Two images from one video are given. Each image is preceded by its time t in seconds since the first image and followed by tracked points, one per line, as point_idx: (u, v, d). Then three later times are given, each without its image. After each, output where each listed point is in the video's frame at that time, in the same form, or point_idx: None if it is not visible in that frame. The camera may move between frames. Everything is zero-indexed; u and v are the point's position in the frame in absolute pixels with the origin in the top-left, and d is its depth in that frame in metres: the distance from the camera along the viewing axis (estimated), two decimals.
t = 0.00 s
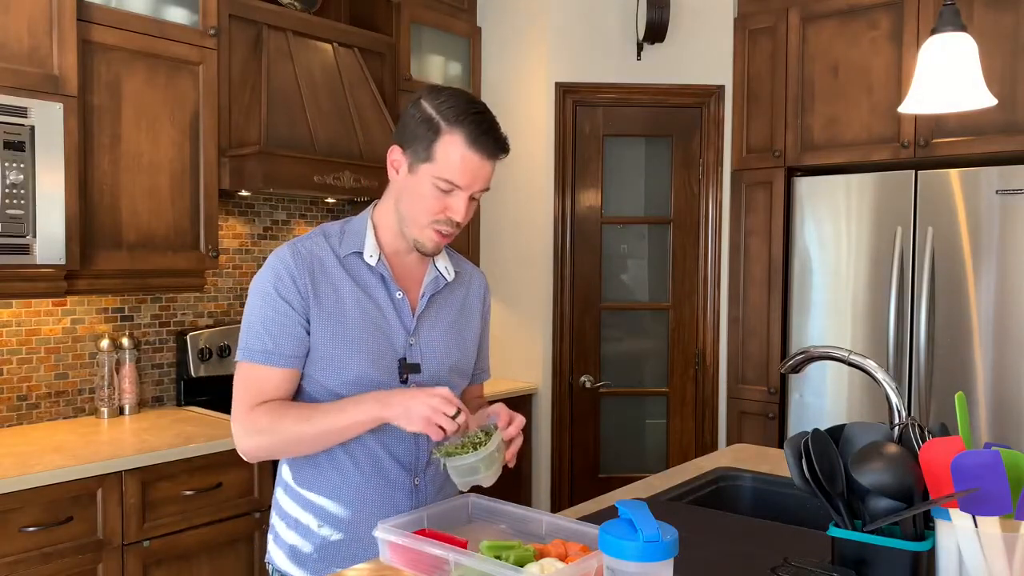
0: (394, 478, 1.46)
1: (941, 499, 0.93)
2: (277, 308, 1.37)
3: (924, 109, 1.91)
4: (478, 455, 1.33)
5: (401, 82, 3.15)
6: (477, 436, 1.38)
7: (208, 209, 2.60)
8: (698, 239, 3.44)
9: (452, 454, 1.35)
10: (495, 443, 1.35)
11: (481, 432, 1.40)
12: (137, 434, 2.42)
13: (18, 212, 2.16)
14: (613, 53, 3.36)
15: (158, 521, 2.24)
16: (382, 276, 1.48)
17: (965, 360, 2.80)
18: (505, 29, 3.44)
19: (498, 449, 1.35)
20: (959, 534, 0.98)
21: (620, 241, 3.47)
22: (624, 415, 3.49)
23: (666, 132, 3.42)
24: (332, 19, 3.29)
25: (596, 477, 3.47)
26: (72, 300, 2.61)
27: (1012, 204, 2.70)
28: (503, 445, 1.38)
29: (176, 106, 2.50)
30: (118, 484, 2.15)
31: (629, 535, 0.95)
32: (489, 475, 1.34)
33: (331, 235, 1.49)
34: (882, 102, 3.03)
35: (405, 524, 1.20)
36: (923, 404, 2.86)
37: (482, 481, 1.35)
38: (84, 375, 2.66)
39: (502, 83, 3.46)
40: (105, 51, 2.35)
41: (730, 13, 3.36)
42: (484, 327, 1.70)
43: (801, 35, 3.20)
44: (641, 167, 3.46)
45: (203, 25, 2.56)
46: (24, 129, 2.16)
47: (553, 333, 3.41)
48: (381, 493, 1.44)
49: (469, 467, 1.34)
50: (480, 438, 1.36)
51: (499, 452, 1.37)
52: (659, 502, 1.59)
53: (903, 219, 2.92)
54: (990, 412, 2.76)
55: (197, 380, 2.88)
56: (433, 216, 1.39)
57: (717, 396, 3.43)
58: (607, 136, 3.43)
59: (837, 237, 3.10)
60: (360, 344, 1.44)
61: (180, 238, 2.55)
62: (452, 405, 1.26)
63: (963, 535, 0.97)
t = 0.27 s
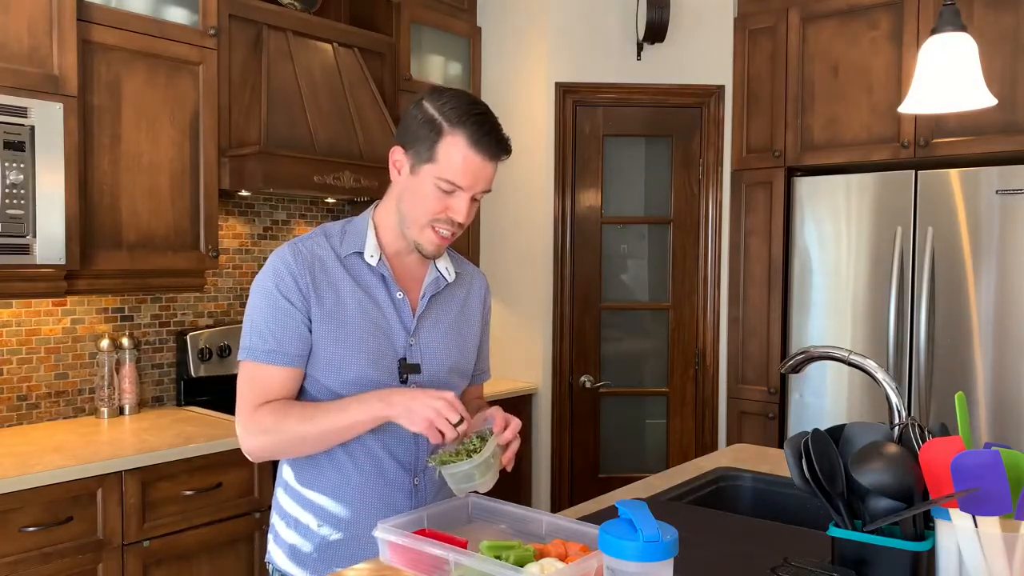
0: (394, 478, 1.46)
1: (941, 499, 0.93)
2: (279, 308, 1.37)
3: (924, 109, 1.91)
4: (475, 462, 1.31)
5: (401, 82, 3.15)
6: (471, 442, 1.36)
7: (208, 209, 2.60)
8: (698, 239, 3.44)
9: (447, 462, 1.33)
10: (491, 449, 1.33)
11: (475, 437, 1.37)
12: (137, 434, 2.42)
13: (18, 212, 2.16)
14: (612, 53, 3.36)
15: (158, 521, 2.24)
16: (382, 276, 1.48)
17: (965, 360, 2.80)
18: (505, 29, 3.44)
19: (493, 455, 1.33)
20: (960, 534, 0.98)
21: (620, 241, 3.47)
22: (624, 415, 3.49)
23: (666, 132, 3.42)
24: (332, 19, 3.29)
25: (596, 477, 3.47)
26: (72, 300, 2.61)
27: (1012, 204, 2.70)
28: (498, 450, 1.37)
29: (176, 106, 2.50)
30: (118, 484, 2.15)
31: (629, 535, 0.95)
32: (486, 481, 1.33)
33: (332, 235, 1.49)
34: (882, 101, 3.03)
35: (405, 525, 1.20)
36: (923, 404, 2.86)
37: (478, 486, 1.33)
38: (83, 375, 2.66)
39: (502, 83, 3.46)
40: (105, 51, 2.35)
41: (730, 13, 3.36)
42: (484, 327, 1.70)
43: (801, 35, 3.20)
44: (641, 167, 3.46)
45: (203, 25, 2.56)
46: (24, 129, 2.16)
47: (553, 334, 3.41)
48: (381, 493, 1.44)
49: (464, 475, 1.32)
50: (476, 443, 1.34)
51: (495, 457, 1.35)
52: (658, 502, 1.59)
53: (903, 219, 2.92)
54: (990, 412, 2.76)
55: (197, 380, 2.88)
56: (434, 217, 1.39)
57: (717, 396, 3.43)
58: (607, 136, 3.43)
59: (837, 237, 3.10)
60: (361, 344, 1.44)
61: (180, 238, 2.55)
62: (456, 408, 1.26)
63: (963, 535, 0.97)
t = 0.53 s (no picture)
0: (394, 477, 1.46)
1: (941, 499, 0.93)
2: (278, 309, 1.37)
3: (924, 109, 1.91)
4: (472, 461, 1.32)
5: (401, 82, 3.15)
6: (470, 441, 1.37)
7: (208, 209, 2.60)
8: (698, 239, 3.44)
9: (444, 459, 1.35)
10: (490, 449, 1.34)
11: (474, 436, 1.38)
12: (137, 434, 2.42)
13: (18, 212, 2.16)
14: (612, 53, 3.36)
15: (158, 520, 2.24)
16: (382, 276, 1.48)
17: (965, 359, 2.80)
18: (505, 29, 3.44)
19: (491, 454, 1.34)
20: (960, 534, 0.98)
21: (620, 241, 3.47)
22: (624, 415, 3.49)
23: (666, 132, 3.42)
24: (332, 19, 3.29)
25: (596, 477, 3.47)
26: (72, 300, 2.61)
27: (1012, 204, 2.70)
28: (497, 450, 1.38)
29: (176, 106, 2.50)
30: (118, 484, 2.15)
31: (629, 535, 0.95)
32: (482, 480, 1.34)
33: (332, 235, 1.49)
34: (882, 101, 3.03)
35: (405, 524, 1.20)
36: (923, 404, 2.86)
37: (475, 485, 1.34)
38: (84, 375, 2.66)
39: (502, 83, 3.46)
40: (105, 51, 2.35)
41: (729, 13, 3.36)
42: (484, 327, 1.70)
43: (801, 35, 3.20)
44: (641, 167, 3.46)
45: (203, 25, 2.56)
46: (24, 129, 2.16)
47: (553, 334, 3.41)
48: (381, 492, 1.44)
49: (461, 473, 1.33)
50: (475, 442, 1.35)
51: (493, 457, 1.36)
52: (658, 502, 1.59)
53: (903, 219, 2.92)
54: (990, 412, 2.76)
55: (197, 380, 2.88)
56: (434, 216, 1.39)
57: (717, 396, 3.43)
58: (607, 136, 3.43)
59: (837, 237, 3.10)
60: (361, 344, 1.44)
61: (180, 238, 2.55)
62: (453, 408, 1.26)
63: (963, 535, 0.97)
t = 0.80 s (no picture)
0: (394, 477, 1.46)
1: (940, 499, 0.92)
2: (278, 309, 1.37)
3: (924, 109, 1.91)
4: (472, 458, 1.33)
5: (401, 82, 3.15)
6: (471, 437, 1.37)
7: (208, 209, 2.60)
8: (698, 239, 3.44)
9: (444, 454, 1.35)
10: (490, 447, 1.34)
11: (475, 432, 1.39)
12: (137, 434, 2.42)
13: (18, 212, 2.16)
14: (612, 53, 3.36)
15: (158, 520, 2.24)
16: (381, 277, 1.48)
17: (965, 359, 2.80)
18: (505, 29, 3.44)
19: (491, 452, 1.35)
20: (960, 534, 0.98)
21: (620, 241, 3.47)
22: (624, 415, 3.49)
23: (666, 131, 3.42)
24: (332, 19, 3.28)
25: (596, 477, 3.47)
26: (72, 300, 2.61)
27: (1012, 204, 2.70)
28: (497, 447, 1.38)
29: (176, 106, 2.50)
30: (118, 484, 2.15)
31: (629, 535, 0.95)
32: (481, 477, 1.35)
33: (331, 235, 1.49)
34: (882, 101, 3.03)
35: (405, 525, 1.20)
36: (923, 404, 2.86)
37: (474, 482, 1.35)
38: (84, 375, 2.66)
39: (502, 83, 3.46)
40: (106, 51, 2.35)
41: (729, 13, 3.36)
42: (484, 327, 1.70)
43: (801, 35, 3.20)
44: (641, 167, 3.46)
45: (203, 25, 2.56)
46: (24, 129, 2.16)
47: (553, 334, 3.41)
48: (381, 492, 1.45)
49: (461, 469, 1.34)
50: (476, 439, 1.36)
51: (493, 454, 1.36)
52: (658, 502, 1.59)
53: (903, 219, 2.92)
54: (990, 412, 2.76)
55: (197, 380, 2.88)
56: (433, 215, 1.39)
57: (717, 396, 3.43)
58: (607, 136, 3.43)
59: (837, 237, 3.10)
60: (360, 344, 1.44)
61: (180, 238, 2.55)
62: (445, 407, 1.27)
63: (963, 536, 0.97)
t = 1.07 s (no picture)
0: (395, 477, 1.45)
1: (941, 499, 0.92)
2: (276, 309, 1.37)
3: (924, 109, 1.91)
4: (471, 460, 1.32)
5: (401, 82, 3.15)
6: (471, 440, 1.39)
7: (208, 208, 2.60)
8: (698, 239, 3.44)
9: (443, 455, 1.36)
10: (489, 449, 1.34)
11: (475, 436, 1.40)
12: (137, 434, 2.42)
13: (18, 212, 2.16)
14: (612, 53, 3.36)
15: (158, 521, 2.24)
16: (381, 277, 1.48)
17: (965, 359, 2.80)
18: (504, 29, 3.44)
19: (490, 455, 1.35)
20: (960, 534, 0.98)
21: (620, 241, 3.47)
22: (623, 415, 3.49)
23: (666, 131, 3.42)
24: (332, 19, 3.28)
25: (596, 477, 3.47)
26: (72, 300, 2.61)
27: (1012, 204, 2.69)
28: (497, 451, 1.38)
29: (176, 106, 2.50)
30: (118, 484, 2.15)
31: (629, 535, 0.95)
32: (479, 481, 1.34)
33: (331, 236, 1.50)
34: (882, 101, 3.03)
35: (405, 524, 1.20)
36: (924, 404, 2.86)
37: (472, 485, 1.34)
38: (84, 375, 2.66)
39: (502, 83, 3.46)
40: (106, 51, 2.35)
41: (729, 13, 3.36)
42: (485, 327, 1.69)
43: (801, 35, 3.20)
44: (641, 167, 3.46)
45: (203, 25, 2.56)
46: (24, 129, 2.16)
47: (552, 334, 3.41)
48: (381, 492, 1.45)
49: (459, 470, 1.33)
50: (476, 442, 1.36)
51: (492, 457, 1.36)
52: (658, 502, 1.59)
53: (903, 219, 2.92)
54: (990, 412, 2.76)
55: (197, 380, 2.88)
56: (427, 212, 1.39)
57: (716, 396, 3.43)
58: (607, 136, 3.43)
59: (837, 238, 3.10)
60: (359, 345, 1.44)
61: (180, 238, 2.55)
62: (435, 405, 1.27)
63: (963, 536, 0.97)
